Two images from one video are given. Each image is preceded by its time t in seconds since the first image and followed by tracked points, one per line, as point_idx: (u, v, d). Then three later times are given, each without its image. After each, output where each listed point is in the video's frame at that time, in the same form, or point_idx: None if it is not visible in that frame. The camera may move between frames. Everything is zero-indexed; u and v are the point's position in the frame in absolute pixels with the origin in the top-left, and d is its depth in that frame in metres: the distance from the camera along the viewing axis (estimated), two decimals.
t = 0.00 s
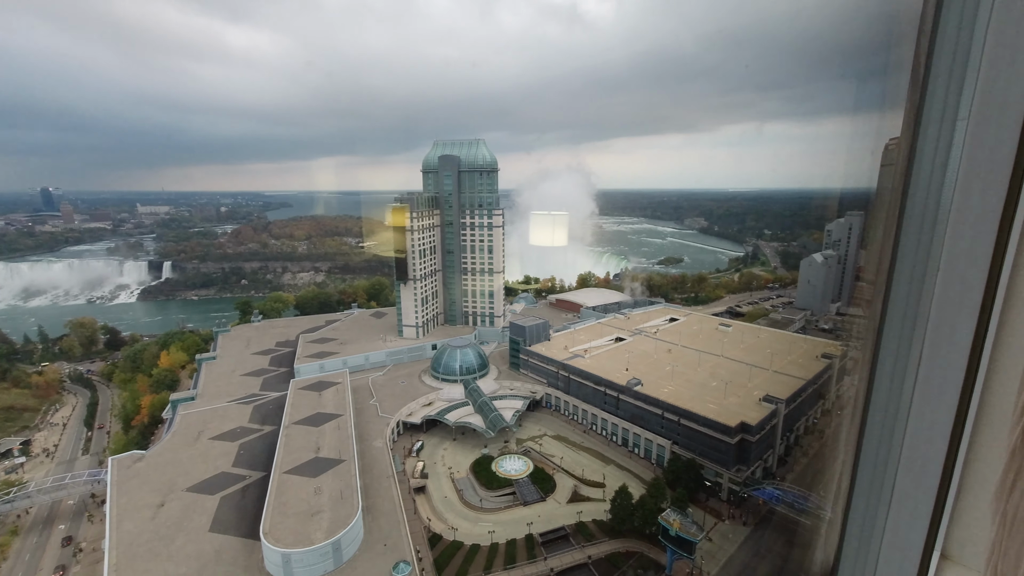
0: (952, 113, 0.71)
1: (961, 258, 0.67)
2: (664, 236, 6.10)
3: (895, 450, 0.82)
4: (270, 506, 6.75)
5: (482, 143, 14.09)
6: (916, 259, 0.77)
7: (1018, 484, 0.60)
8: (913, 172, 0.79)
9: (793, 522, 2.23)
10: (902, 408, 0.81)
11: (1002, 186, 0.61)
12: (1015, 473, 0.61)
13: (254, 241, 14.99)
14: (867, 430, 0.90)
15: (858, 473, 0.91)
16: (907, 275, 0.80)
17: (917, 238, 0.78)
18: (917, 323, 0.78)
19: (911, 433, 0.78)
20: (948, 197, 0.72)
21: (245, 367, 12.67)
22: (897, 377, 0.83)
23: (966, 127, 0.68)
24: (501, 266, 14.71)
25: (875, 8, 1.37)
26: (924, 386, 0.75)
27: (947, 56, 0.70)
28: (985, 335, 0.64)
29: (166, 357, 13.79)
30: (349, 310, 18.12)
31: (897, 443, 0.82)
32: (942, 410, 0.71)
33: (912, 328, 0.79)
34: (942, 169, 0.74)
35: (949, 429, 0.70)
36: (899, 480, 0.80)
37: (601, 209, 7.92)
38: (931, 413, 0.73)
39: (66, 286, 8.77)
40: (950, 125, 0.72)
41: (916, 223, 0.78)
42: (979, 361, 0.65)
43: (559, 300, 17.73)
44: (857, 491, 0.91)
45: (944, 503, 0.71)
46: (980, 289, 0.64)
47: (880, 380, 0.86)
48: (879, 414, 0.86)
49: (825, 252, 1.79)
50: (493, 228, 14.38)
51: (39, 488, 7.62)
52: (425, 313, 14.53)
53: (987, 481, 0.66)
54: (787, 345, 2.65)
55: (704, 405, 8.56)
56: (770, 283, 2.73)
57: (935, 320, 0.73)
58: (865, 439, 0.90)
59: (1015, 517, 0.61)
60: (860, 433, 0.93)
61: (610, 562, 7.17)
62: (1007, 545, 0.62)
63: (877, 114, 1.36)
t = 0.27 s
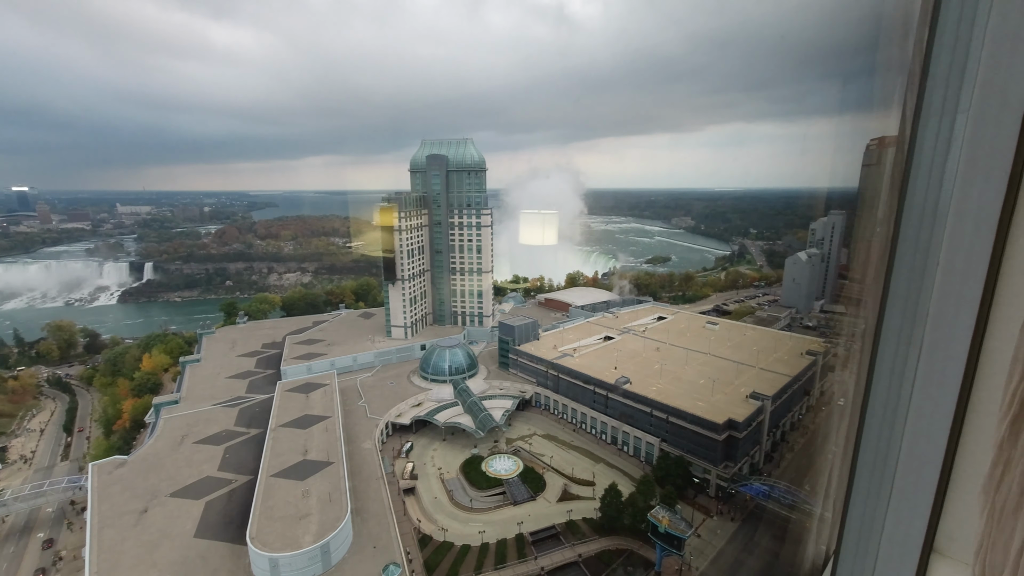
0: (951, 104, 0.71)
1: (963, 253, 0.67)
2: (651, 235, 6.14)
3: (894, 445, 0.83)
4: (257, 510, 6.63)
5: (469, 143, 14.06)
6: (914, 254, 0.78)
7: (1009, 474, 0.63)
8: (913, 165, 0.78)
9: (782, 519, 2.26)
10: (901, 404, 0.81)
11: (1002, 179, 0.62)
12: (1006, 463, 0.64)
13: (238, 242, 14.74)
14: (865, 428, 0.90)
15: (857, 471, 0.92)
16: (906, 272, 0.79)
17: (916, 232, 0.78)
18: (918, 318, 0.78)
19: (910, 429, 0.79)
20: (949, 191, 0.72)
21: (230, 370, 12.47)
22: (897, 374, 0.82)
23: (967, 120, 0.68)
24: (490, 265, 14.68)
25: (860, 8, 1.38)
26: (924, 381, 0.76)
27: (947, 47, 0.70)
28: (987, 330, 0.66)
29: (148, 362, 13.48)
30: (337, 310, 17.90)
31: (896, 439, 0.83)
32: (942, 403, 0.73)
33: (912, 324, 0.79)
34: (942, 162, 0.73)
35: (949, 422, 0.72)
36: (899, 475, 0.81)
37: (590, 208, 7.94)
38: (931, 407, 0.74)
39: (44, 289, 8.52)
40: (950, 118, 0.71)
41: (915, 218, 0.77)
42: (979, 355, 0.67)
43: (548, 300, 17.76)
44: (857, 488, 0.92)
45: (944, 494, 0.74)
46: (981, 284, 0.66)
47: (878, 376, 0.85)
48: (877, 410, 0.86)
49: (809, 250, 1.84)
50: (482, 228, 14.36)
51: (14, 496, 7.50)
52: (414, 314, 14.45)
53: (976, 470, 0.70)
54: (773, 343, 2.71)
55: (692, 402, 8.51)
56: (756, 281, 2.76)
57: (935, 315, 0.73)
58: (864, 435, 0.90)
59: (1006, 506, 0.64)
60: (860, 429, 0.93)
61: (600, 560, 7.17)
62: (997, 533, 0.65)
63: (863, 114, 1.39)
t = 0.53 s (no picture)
0: (939, 100, 0.70)
1: (953, 252, 0.68)
2: (636, 235, 6.18)
3: (882, 448, 0.82)
4: (239, 517, 6.49)
5: (454, 143, 14.01)
6: (901, 254, 0.77)
7: (993, 468, 0.65)
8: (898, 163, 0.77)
9: (767, 517, 2.28)
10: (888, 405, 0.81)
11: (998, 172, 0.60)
12: (989, 457, 0.66)
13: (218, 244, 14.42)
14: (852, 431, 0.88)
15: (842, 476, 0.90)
16: (893, 271, 0.78)
17: (901, 231, 0.77)
18: (905, 318, 0.77)
19: (897, 429, 0.79)
20: (935, 189, 0.72)
21: (210, 374, 12.20)
22: (885, 376, 0.81)
23: (956, 118, 0.68)
24: (475, 266, 14.63)
25: (840, 12, 1.41)
26: (916, 379, 0.75)
27: (935, 40, 0.69)
28: (978, 328, 0.67)
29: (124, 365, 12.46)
30: (320, 313, 17.65)
31: (884, 441, 0.82)
32: (930, 401, 0.74)
33: (900, 323, 0.78)
34: (930, 158, 0.72)
35: (937, 419, 0.73)
36: (891, 476, 0.80)
37: (576, 208, 7.96)
38: (921, 406, 0.74)
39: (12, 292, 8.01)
40: (937, 114, 0.71)
41: (902, 216, 0.76)
42: (966, 352, 0.69)
43: (534, 300, 17.77)
44: (842, 492, 0.91)
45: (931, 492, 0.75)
46: (969, 281, 0.67)
47: (865, 379, 0.84)
48: (864, 414, 0.85)
49: (790, 251, 1.86)
50: (467, 229, 14.31)
51: None
52: (399, 316, 14.33)
53: (957, 464, 0.72)
54: (756, 341, 2.75)
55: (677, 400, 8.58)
56: (738, 281, 2.80)
57: (924, 314, 0.73)
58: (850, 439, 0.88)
59: (988, 500, 0.66)
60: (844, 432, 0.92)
61: (587, 559, 7.19)
62: (981, 526, 0.67)
63: (842, 118, 1.41)
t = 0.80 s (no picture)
0: (934, 96, 0.69)
1: (947, 252, 0.69)
2: (625, 234, 6.19)
3: (877, 441, 0.82)
4: (226, 520, 6.39)
5: (443, 142, 13.93)
6: (895, 254, 0.76)
7: (978, 464, 0.65)
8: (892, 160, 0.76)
9: (757, 512, 2.29)
10: (885, 404, 0.81)
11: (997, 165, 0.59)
12: (973, 453, 0.66)
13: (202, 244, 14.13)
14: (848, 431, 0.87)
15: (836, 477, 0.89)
16: (886, 271, 0.77)
17: (898, 230, 0.76)
18: (902, 317, 0.77)
19: (893, 426, 0.79)
20: (933, 187, 0.71)
21: (196, 376, 11.99)
22: (880, 375, 0.80)
23: (951, 115, 0.67)
24: (465, 265, 14.58)
25: (827, 12, 1.42)
26: (914, 372, 0.75)
27: (929, 40, 0.68)
28: (970, 324, 0.67)
29: (105, 369, 12.60)
30: (308, 312, 17.47)
31: (881, 441, 0.82)
32: (925, 399, 0.74)
33: (895, 324, 0.78)
34: (923, 156, 0.71)
35: (933, 417, 0.74)
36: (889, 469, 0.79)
37: (566, 207, 7.95)
38: (917, 404, 0.75)
39: None
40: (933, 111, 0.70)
41: (895, 214, 0.76)
42: (961, 349, 0.69)
43: (523, 299, 17.77)
44: (837, 494, 0.90)
45: (929, 487, 0.75)
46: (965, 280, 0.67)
47: (860, 378, 0.84)
48: (860, 413, 0.84)
49: (775, 248, 1.88)
50: (456, 228, 14.25)
51: None
52: (388, 315, 14.22)
53: (947, 461, 0.71)
54: (743, 339, 2.78)
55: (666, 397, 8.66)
56: (726, 279, 2.82)
57: (916, 313, 0.74)
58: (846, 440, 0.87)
59: (976, 493, 0.65)
60: (841, 432, 0.91)
61: (578, 557, 7.22)
62: (968, 520, 0.66)
63: (830, 117, 1.42)
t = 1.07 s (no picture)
0: (931, 93, 0.68)
1: (943, 251, 0.69)
2: (619, 234, 6.20)
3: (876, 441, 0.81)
4: (220, 523, 6.34)
5: (437, 143, 13.91)
6: (893, 253, 0.76)
7: (971, 463, 0.65)
8: (889, 158, 0.76)
9: (754, 511, 2.29)
10: (882, 405, 0.81)
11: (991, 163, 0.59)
12: (967, 452, 0.66)
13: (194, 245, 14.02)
14: (845, 431, 0.87)
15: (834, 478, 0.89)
16: (883, 271, 0.77)
17: (893, 228, 0.75)
18: (899, 316, 0.77)
19: (892, 426, 0.79)
20: (930, 185, 0.71)
21: (189, 379, 11.89)
22: (879, 374, 0.80)
23: (948, 113, 0.67)
24: (460, 266, 14.55)
25: (820, 13, 1.42)
26: (914, 372, 0.74)
27: (925, 38, 0.68)
28: (965, 324, 0.67)
29: (95, 372, 11.88)
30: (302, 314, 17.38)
31: (879, 439, 0.81)
32: (921, 398, 0.75)
33: (892, 323, 0.78)
34: (920, 154, 0.71)
35: (930, 416, 0.74)
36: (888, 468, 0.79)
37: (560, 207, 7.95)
38: (915, 404, 0.75)
39: None
40: (930, 107, 0.69)
41: (892, 212, 0.75)
42: (957, 348, 0.69)
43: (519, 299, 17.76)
44: (834, 494, 0.90)
45: (926, 486, 0.75)
46: (961, 278, 0.68)
47: (856, 379, 0.83)
48: (856, 413, 0.84)
49: (769, 248, 1.88)
50: (451, 229, 14.22)
51: None
52: (383, 316, 14.17)
53: (943, 460, 0.71)
54: (738, 338, 2.80)
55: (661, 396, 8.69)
56: (720, 279, 2.84)
57: (913, 312, 0.74)
58: (843, 441, 0.87)
59: (970, 491, 0.65)
60: (837, 433, 0.90)
61: (574, 556, 7.22)
62: (960, 518, 0.67)
63: (823, 117, 1.42)
